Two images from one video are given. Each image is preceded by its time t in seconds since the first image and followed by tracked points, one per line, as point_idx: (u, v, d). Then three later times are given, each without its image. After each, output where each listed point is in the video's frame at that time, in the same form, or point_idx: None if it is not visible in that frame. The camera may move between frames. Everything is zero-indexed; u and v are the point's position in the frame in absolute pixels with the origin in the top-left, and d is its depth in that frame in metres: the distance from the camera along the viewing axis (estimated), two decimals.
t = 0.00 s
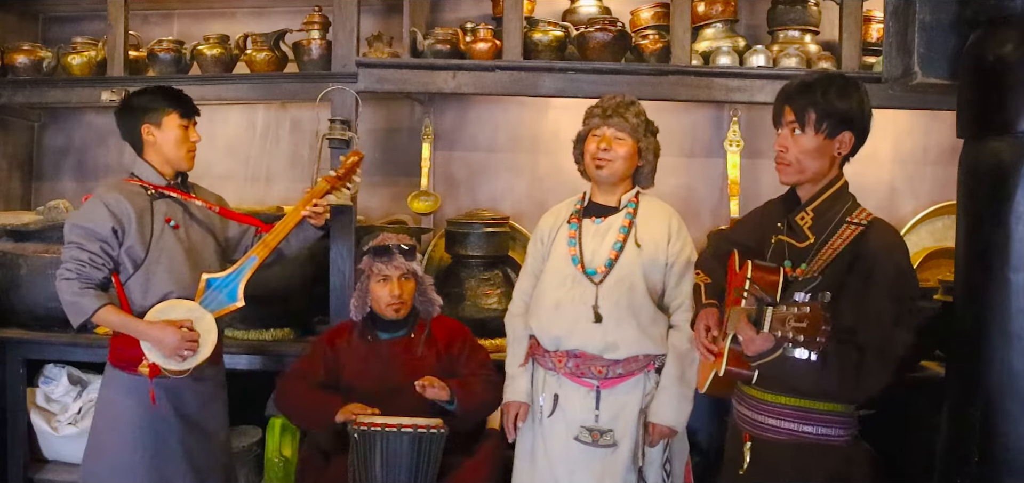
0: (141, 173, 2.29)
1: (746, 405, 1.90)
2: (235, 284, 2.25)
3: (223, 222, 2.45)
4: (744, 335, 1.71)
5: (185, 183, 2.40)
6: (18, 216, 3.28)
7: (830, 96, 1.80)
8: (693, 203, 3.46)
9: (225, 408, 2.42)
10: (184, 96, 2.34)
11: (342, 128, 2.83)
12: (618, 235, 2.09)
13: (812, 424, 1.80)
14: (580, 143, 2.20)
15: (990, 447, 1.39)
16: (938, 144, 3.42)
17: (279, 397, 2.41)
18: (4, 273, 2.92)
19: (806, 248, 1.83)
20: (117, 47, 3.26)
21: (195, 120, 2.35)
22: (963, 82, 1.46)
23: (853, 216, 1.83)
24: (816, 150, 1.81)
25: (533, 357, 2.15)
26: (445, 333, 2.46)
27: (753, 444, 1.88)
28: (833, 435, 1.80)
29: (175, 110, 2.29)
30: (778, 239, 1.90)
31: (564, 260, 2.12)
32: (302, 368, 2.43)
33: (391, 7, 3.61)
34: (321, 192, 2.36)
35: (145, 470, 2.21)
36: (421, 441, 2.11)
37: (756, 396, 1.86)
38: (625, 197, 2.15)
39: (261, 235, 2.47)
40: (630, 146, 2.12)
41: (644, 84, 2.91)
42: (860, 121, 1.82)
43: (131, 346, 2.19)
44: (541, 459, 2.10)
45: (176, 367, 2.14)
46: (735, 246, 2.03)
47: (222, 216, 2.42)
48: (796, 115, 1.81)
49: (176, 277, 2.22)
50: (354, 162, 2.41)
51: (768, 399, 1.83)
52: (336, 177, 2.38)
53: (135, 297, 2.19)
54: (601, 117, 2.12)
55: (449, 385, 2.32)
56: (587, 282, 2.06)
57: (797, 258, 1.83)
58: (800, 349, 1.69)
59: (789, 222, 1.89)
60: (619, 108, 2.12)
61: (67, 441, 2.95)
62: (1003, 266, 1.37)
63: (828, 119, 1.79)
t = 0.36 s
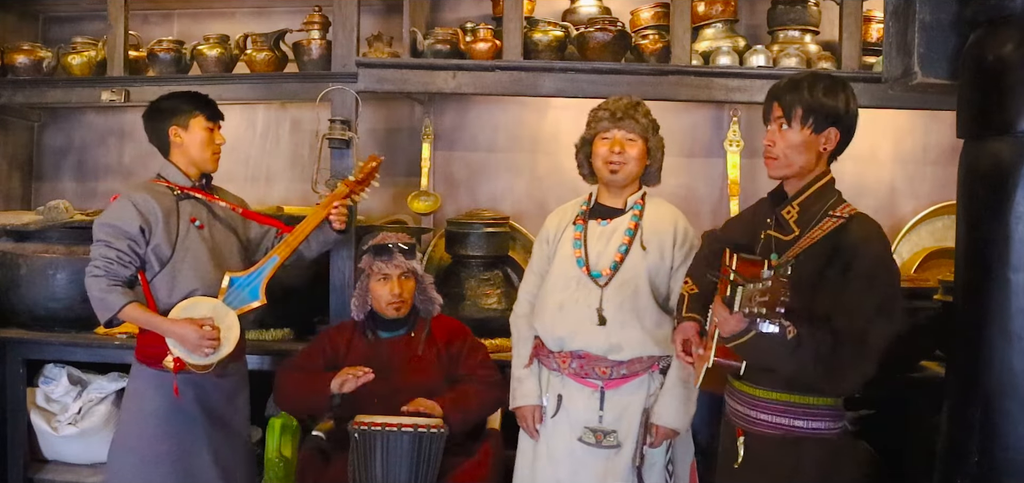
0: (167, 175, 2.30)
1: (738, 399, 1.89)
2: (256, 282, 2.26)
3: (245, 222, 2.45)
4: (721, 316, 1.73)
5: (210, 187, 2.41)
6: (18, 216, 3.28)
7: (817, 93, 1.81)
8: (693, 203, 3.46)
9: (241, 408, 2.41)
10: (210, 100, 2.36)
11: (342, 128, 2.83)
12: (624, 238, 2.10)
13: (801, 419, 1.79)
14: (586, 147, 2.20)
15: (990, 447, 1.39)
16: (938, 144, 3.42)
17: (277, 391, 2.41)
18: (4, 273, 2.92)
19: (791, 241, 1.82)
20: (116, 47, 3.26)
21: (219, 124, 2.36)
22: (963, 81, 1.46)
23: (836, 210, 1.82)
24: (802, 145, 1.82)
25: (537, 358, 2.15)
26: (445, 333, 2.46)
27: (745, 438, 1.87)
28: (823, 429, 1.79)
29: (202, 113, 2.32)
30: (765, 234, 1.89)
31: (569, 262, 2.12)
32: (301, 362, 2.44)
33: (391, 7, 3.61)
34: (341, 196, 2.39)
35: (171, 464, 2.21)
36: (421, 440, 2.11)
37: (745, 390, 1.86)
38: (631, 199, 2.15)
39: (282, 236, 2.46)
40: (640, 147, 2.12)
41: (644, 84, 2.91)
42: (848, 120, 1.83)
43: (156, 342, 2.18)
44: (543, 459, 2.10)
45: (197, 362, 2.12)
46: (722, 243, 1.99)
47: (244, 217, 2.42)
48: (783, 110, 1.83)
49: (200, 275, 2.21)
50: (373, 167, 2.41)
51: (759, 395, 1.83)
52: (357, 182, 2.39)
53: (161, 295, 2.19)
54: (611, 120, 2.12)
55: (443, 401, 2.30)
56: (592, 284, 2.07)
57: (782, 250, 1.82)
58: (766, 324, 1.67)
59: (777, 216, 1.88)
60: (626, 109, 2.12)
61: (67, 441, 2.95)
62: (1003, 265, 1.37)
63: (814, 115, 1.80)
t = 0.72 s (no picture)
0: (178, 175, 2.29)
1: (743, 402, 1.91)
2: (264, 281, 2.24)
3: (253, 224, 2.45)
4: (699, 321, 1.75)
5: (219, 187, 2.42)
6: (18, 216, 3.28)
7: (821, 89, 1.82)
8: (693, 203, 3.46)
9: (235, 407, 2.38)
10: (223, 103, 2.37)
11: (342, 128, 2.83)
12: (627, 238, 2.10)
13: (799, 422, 1.79)
14: (585, 147, 2.19)
15: (990, 447, 1.39)
16: (938, 144, 3.42)
17: (280, 403, 2.38)
18: (4, 273, 2.92)
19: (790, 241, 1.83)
20: (116, 47, 3.26)
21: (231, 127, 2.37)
22: (963, 81, 1.46)
23: (837, 208, 1.80)
24: (805, 140, 1.83)
25: (539, 358, 2.15)
26: (445, 333, 2.46)
27: (748, 440, 1.88)
28: (821, 432, 1.79)
29: (216, 116, 2.32)
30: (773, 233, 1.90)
31: (572, 263, 2.12)
32: (301, 372, 2.40)
33: (391, 7, 3.61)
34: (349, 197, 2.39)
35: (174, 461, 2.20)
36: (421, 440, 2.11)
37: (751, 394, 1.87)
38: (632, 199, 2.15)
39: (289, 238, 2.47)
40: (642, 145, 2.12)
41: (644, 84, 2.91)
42: (854, 119, 1.83)
43: (159, 340, 2.18)
44: (546, 460, 2.09)
45: (204, 356, 2.14)
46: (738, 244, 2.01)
47: (252, 219, 2.42)
48: (787, 106, 1.84)
49: (206, 275, 2.20)
50: (382, 173, 2.39)
51: (760, 396, 1.84)
52: (365, 185, 2.39)
53: (167, 293, 2.19)
54: (612, 119, 2.12)
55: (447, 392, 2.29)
56: (596, 285, 2.07)
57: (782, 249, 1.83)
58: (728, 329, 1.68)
59: (782, 217, 1.89)
60: (626, 109, 2.14)
61: (67, 441, 2.95)
62: (1002, 265, 1.37)
63: (817, 111, 1.81)
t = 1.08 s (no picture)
0: (166, 175, 2.29)
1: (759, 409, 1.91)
2: (250, 283, 2.23)
3: (245, 224, 2.43)
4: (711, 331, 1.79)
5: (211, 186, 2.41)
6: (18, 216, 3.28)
7: (837, 90, 1.81)
8: (693, 203, 3.46)
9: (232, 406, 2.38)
10: (205, 98, 2.34)
11: (342, 128, 2.83)
12: (616, 237, 2.09)
13: (816, 429, 1.78)
14: (567, 154, 2.20)
15: (990, 445, 1.39)
16: (938, 144, 3.42)
17: (279, 399, 2.38)
18: (4, 272, 2.92)
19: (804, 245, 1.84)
20: (116, 47, 3.26)
21: (215, 120, 2.34)
22: (963, 81, 1.46)
23: (853, 212, 1.80)
24: (819, 141, 1.83)
25: (529, 357, 2.15)
26: (445, 334, 2.46)
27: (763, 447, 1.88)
28: (839, 440, 1.78)
29: (197, 112, 2.30)
30: (786, 237, 1.91)
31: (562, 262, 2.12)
32: (301, 369, 2.41)
33: (391, 7, 3.61)
34: (345, 195, 2.36)
35: (162, 463, 2.19)
36: (421, 440, 2.11)
37: (767, 400, 1.87)
38: (621, 198, 2.15)
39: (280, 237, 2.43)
40: (621, 139, 2.13)
41: (644, 84, 2.91)
42: (870, 118, 1.82)
43: (143, 342, 2.21)
44: (539, 459, 2.09)
45: (185, 359, 2.13)
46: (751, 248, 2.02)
47: (244, 219, 2.40)
48: (801, 107, 1.84)
49: (192, 276, 2.20)
50: (379, 168, 2.40)
51: (776, 403, 1.84)
52: (360, 183, 2.36)
53: (152, 294, 2.19)
54: (585, 120, 2.14)
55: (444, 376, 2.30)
56: (585, 284, 2.07)
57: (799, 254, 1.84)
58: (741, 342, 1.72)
59: (795, 220, 1.89)
60: (597, 108, 2.16)
61: (67, 441, 2.95)
62: (1002, 265, 1.37)
63: (832, 111, 1.81)
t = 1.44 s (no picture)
0: (145, 172, 2.25)
1: (764, 411, 1.89)
2: (232, 285, 2.21)
3: (229, 224, 2.39)
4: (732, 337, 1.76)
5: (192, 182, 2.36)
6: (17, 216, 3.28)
7: (851, 89, 1.81)
8: (693, 203, 3.46)
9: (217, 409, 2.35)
10: (161, 90, 2.26)
11: (342, 128, 2.83)
12: (604, 237, 2.10)
13: (825, 432, 1.78)
14: (551, 159, 2.21)
15: (990, 445, 1.39)
16: (938, 144, 3.42)
17: (280, 399, 2.37)
18: (4, 273, 2.92)
19: (818, 247, 1.84)
20: (116, 47, 3.26)
21: (171, 111, 2.25)
22: (963, 82, 1.46)
23: (866, 216, 1.81)
24: (831, 141, 1.83)
25: (523, 358, 2.15)
26: (445, 334, 2.46)
27: (769, 451, 1.87)
28: (847, 443, 1.78)
29: (148, 107, 2.23)
30: (792, 236, 1.92)
31: (552, 265, 2.12)
32: (301, 369, 2.40)
33: (391, 7, 3.61)
34: (332, 195, 2.33)
35: (136, 466, 2.15)
36: (421, 440, 2.10)
37: (774, 403, 1.85)
38: (608, 198, 2.15)
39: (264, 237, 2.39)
40: (600, 140, 2.13)
41: (644, 84, 2.91)
42: (883, 119, 1.82)
43: (120, 342, 2.18)
44: (535, 460, 2.09)
45: (161, 365, 2.11)
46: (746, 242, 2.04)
47: (227, 218, 2.36)
48: (814, 105, 1.84)
49: (167, 277, 2.16)
50: (369, 166, 2.39)
51: (784, 406, 1.82)
52: (348, 180, 2.35)
53: (127, 295, 2.16)
54: (563, 125, 2.14)
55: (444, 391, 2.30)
56: (575, 285, 2.07)
57: (809, 255, 1.84)
58: (781, 357, 1.70)
59: (806, 220, 1.90)
60: (574, 111, 2.15)
61: (66, 441, 2.95)
62: (1002, 265, 1.37)
63: (846, 111, 1.81)
